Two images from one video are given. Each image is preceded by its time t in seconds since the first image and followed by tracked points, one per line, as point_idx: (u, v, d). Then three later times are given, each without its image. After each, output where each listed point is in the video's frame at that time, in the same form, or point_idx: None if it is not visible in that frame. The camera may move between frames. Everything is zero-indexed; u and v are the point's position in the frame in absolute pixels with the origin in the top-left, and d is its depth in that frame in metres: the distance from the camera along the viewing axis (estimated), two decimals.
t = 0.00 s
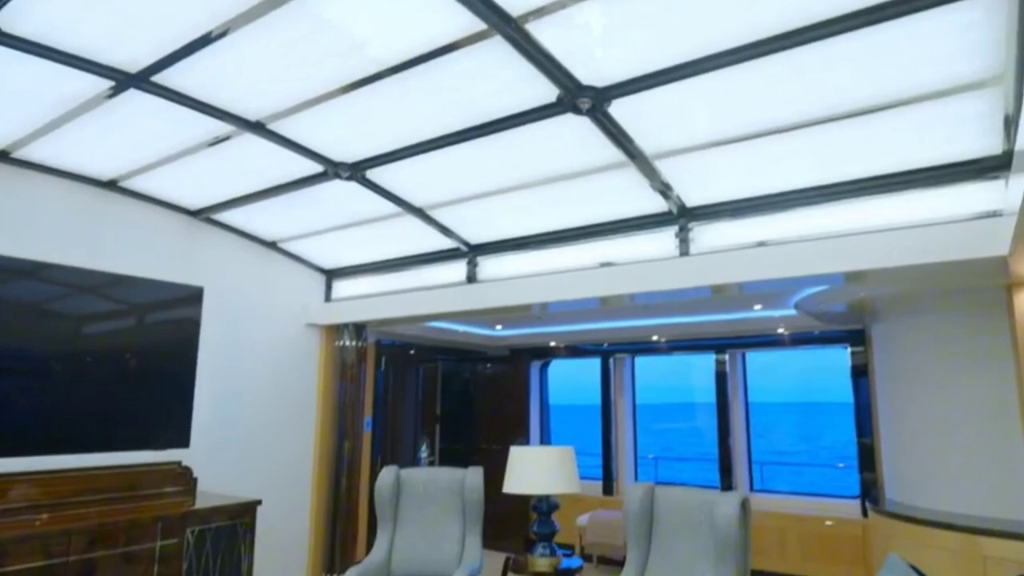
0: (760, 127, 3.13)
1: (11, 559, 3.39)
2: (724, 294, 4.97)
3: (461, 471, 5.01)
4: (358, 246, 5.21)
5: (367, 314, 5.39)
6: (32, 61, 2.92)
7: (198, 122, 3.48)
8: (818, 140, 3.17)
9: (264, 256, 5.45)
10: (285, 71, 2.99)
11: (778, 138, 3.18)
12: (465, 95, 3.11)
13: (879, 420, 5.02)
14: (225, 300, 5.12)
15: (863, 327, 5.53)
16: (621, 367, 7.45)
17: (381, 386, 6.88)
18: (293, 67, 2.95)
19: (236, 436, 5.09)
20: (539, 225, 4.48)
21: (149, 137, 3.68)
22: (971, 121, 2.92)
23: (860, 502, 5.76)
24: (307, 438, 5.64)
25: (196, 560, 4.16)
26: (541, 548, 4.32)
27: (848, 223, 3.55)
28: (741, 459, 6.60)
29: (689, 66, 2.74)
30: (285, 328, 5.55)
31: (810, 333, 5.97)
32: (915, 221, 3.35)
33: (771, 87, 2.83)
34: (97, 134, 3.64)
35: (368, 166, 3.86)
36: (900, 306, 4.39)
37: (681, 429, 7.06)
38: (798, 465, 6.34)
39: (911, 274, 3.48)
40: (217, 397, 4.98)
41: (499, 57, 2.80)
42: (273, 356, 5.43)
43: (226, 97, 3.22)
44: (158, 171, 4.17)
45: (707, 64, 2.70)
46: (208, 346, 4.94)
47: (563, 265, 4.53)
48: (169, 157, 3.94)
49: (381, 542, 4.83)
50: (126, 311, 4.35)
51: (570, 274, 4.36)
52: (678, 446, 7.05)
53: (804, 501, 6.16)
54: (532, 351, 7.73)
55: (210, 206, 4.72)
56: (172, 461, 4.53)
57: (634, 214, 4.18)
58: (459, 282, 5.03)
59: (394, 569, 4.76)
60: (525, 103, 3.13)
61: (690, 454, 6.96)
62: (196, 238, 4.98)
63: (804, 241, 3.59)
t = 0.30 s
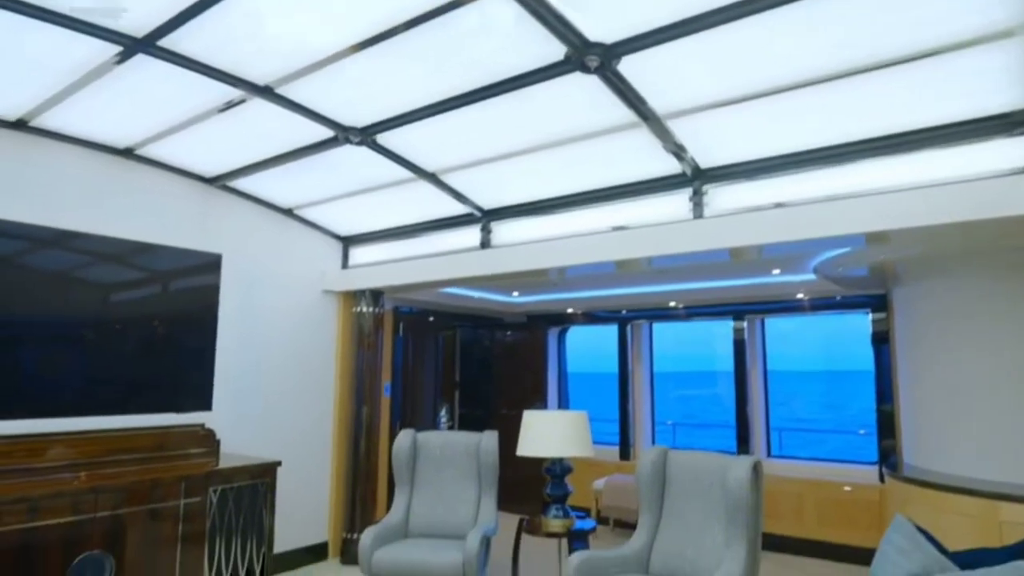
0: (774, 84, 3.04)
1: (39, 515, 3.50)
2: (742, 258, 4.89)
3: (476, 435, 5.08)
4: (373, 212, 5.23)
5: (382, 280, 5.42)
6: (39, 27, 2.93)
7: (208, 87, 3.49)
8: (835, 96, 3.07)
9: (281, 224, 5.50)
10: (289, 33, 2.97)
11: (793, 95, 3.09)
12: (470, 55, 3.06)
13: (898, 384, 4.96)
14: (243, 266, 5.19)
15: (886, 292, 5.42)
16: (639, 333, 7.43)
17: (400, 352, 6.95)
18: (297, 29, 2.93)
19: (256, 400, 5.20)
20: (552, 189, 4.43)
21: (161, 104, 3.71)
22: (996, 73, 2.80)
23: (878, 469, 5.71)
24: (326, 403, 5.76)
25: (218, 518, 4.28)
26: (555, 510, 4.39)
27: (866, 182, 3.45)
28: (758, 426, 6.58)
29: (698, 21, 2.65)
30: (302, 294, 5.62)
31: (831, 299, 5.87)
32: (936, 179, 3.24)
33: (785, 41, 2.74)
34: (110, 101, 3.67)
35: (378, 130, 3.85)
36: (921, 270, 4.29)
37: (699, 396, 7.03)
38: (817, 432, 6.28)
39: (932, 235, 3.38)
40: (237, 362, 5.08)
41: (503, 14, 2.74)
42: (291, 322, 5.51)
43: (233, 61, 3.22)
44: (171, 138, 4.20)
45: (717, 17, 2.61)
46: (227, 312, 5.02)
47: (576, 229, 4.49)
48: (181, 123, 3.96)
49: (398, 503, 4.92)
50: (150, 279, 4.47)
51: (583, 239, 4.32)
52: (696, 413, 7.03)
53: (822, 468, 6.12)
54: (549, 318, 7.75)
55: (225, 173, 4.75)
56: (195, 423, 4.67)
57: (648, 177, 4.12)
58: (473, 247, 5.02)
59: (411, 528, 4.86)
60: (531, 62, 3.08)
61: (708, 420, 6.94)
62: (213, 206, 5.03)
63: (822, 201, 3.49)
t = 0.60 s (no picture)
0: (791, 39, 2.93)
1: (70, 474, 3.62)
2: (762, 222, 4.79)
3: (492, 400, 5.14)
4: (388, 178, 5.23)
5: (398, 247, 5.44)
6: None
7: (218, 53, 3.49)
8: (855, 51, 2.96)
9: (298, 191, 5.53)
10: None
11: (811, 51, 2.99)
12: (478, 15, 3.00)
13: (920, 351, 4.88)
14: (261, 234, 5.24)
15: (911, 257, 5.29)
16: (658, 300, 7.38)
17: (418, 319, 7.01)
18: None
19: (276, 365, 5.30)
20: (565, 153, 4.38)
21: (173, 71, 3.72)
22: None
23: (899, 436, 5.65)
24: (346, 368, 5.85)
25: (241, 479, 4.41)
26: (569, 473, 4.42)
27: (888, 142, 3.33)
28: (778, 392, 6.53)
29: None
30: (320, 261, 5.67)
31: (854, 266, 5.75)
32: (961, 137, 3.12)
33: None
34: (124, 68, 3.70)
35: (388, 94, 3.82)
36: (946, 234, 4.18)
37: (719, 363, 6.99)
38: (839, 400, 6.23)
39: (957, 195, 3.26)
40: (258, 328, 5.16)
41: None
42: (310, 289, 5.57)
43: (242, 25, 3.21)
44: (186, 105, 4.22)
45: None
46: (247, 279, 5.10)
47: (590, 194, 4.44)
48: (195, 91, 3.98)
49: (416, 466, 5.01)
50: (175, 247, 4.57)
51: (597, 203, 4.27)
52: (716, 380, 7.01)
53: (842, 435, 6.07)
54: (568, 286, 7.73)
55: (242, 141, 4.78)
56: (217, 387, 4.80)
57: (664, 139, 4.05)
58: (487, 213, 5.00)
59: (429, 490, 4.96)
60: (541, 20, 3.01)
61: (727, 387, 6.91)
62: (230, 174, 5.07)
63: (841, 162, 3.39)
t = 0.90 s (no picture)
0: (808, 5, 2.85)
1: (95, 443, 3.73)
2: (781, 194, 4.70)
3: (508, 374, 5.17)
4: (403, 153, 5.23)
5: (413, 222, 5.45)
6: None
7: (228, 28, 3.49)
8: (875, 17, 2.87)
9: (314, 166, 5.56)
10: None
11: (829, 17, 2.90)
12: None
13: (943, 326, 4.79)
14: (278, 209, 5.28)
15: (936, 230, 5.17)
16: (675, 275, 7.34)
17: (435, 295, 7.03)
18: None
19: (295, 339, 5.38)
20: (579, 125, 4.33)
21: (186, 47, 3.74)
22: None
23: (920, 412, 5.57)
24: (362, 343, 5.92)
25: (261, 449, 4.50)
26: (581, 446, 4.43)
27: (909, 111, 3.24)
28: (795, 368, 6.47)
29: None
30: (337, 236, 5.71)
31: (877, 240, 5.64)
32: (985, 104, 3.02)
33: None
34: (136, 44, 3.72)
35: (399, 67, 3.80)
36: (970, 205, 4.07)
37: (737, 339, 6.94)
38: (859, 376, 6.15)
39: (980, 164, 3.16)
40: (275, 302, 5.24)
41: None
42: (326, 264, 5.62)
43: None
44: (200, 81, 4.25)
45: None
46: (264, 254, 5.16)
47: (604, 167, 4.39)
48: (208, 66, 4.00)
49: (432, 439, 5.08)
50: (196, 224, 4.67)
51: (610, 176, 4.23)
52: (733, 355, 6.97)
53: (861, 411, 6.01)
54: (585, 261, 7.69)
55: (256, 117, 4.81)
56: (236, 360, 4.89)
57: (679, 110, 3.99)
58: (501, 187, 4.98)
59: (445, 462, 5.03)
60: None
61: (745, 363, 6.86)
62: (247, 149, 5.10)
63: (861, 131, 3.31)
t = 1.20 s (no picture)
0: None
1: (126, 408, 3.86)
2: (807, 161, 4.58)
3: (527, 342, 5.19)
4: (422, 122, 5.21)
5: (433, 191, 5.45)
6: None
7: None
8: None
9: (335, 136, 5.57)
10: None
11: None
12: None
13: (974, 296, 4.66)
14: (301, 180, 5.32)
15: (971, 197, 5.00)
16: (699, 244, 7.27)
17: (457, 265, 7.05)
18: None
19: (319, 308, 5.46)
20: (599, 91, 4.26)
21: (205, 17, 3.76)
22: None
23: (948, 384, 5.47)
24: (385, 312, 5.98)
25: (285, 415, 4.62)
26: (599, 416, 4.48)
27: (940, 72, 3.11)
28: (821, 339, 6.37)
29: None
30: (358, 206, 5.75)
31: (907, 208, 5.48)
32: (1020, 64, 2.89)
33: None
34: (156, 15, 3.75)
35: (415, 34, 3.76)
36: (1006, 171, 3.92)
37: (762, 310, 6.85)
38: (890, 348, 6.03)
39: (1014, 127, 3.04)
40: (298, 271, 5.31)
41: None
42: (348, 234, 5.67)
43: None
44: (220, 51, 4.27)
45: None
46: (288, 224, 5.23)
47: (624, 134, 4.33)
48: (227, 36, 4.01)
49: (453, 406, 5.15)
50: (224, 195, 4.78)
51: (629, 143, 4.17)
52: (758, 326, 6.88)
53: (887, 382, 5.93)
54: (608, 231, 7.61)
55: (276, 87, 4.82)
56: (262, 328, 5.00)
57: (701, 75, 3.89)
58: (521, 155, 4.94)
59: (465, 430, 5.10)
60: None
61: (770, 334, 6.78)
62: (268, 120, 5.13)
63: (888, 93, 3.20)
